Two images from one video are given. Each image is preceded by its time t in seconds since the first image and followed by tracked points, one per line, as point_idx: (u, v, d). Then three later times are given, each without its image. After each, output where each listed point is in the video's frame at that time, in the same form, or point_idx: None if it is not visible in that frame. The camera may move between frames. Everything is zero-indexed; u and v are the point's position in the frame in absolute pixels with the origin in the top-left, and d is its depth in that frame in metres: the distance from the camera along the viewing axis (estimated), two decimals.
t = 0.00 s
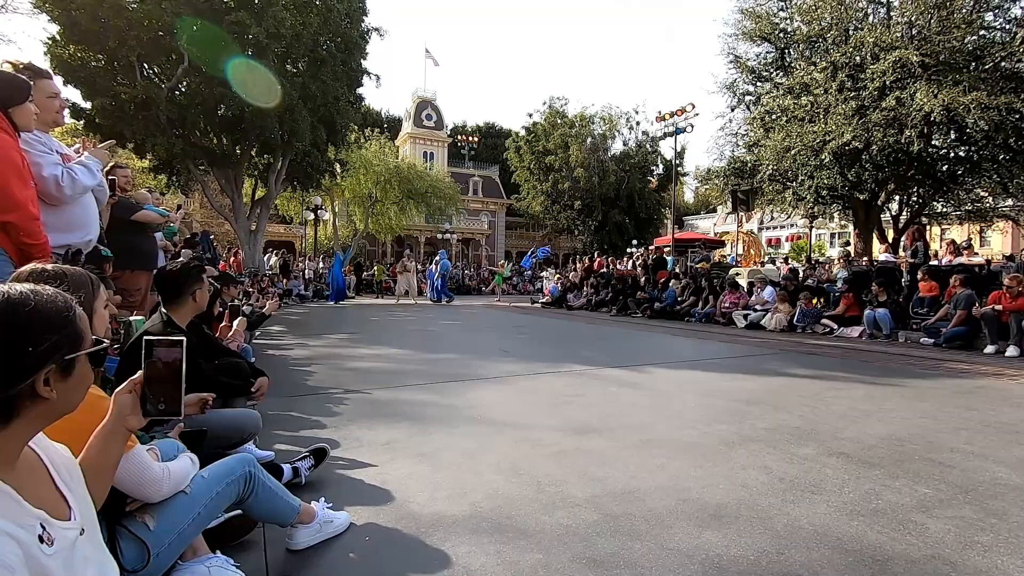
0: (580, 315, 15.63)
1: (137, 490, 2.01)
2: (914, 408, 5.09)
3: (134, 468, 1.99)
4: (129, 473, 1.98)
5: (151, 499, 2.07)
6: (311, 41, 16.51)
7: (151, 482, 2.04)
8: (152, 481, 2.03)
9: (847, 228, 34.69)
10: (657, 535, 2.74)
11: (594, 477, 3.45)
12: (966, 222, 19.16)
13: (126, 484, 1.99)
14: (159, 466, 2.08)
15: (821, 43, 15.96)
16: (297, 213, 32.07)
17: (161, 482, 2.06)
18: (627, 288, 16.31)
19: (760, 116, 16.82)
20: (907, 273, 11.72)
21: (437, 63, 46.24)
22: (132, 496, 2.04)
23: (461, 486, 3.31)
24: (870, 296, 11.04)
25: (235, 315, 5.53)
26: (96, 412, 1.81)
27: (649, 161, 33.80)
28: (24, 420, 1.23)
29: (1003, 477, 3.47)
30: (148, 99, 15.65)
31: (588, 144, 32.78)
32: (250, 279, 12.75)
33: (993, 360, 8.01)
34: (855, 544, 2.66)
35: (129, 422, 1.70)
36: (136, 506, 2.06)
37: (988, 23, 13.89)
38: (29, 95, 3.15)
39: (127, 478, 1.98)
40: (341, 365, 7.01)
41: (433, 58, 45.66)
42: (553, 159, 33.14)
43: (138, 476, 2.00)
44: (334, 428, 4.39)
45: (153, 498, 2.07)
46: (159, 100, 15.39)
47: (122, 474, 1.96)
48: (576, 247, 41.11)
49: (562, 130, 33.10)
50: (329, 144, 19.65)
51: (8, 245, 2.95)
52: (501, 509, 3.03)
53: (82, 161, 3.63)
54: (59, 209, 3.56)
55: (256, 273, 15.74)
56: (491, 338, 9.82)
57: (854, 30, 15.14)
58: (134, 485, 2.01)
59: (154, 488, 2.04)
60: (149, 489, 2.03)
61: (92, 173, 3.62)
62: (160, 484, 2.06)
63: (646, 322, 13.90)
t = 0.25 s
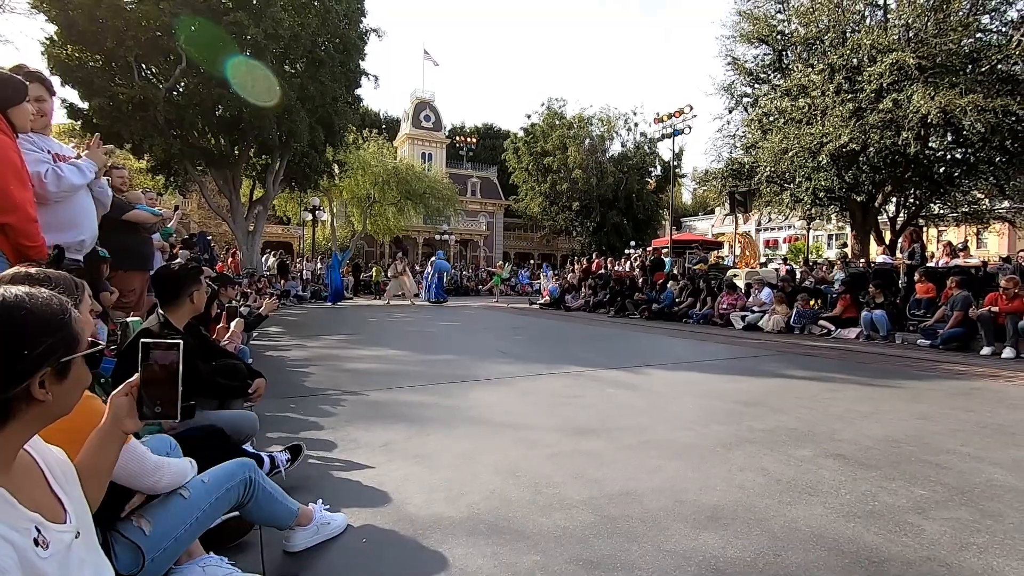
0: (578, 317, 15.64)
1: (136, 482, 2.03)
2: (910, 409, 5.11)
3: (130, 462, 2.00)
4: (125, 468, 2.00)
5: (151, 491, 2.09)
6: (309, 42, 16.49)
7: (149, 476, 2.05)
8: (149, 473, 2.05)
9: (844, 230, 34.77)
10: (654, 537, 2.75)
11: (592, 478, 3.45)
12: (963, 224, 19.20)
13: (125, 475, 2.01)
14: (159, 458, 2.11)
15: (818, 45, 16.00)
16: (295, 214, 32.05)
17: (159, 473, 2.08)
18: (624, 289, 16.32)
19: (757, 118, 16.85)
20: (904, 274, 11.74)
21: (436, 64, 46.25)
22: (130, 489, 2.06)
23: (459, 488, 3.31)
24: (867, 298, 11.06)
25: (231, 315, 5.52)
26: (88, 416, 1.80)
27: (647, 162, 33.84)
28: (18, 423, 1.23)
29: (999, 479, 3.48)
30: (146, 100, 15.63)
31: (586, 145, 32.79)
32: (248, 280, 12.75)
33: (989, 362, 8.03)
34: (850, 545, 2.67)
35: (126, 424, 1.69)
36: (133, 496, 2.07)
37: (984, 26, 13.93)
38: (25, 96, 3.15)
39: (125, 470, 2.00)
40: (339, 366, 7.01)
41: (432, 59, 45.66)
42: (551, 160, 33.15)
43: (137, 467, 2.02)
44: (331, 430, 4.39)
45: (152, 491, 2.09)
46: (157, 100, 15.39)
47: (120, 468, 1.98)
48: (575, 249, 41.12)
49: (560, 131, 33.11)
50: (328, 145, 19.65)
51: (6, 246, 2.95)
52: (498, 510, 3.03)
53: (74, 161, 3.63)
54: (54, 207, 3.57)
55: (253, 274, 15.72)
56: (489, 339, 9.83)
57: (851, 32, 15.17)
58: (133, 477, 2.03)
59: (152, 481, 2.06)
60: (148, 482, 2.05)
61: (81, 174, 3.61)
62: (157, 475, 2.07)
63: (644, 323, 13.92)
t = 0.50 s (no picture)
0: (576, 318, 15.65)
1: (137, 467, 2.11)
2: (909, 411, 5.11)
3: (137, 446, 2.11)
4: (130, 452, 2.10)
5: (152, 477, 2.16)
6: (308, 43, 16.48)
7: (152, 462, 2.14)
8: (153, 455, 2.14)
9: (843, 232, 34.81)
10: (653, 538, 2.75)
11: (591, 480, 3.46)
12: (962, 226, 19.22)
13: (127, 460, 2.09)
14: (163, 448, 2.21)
15: (816, 47, 16.03)
16: (294, 215, 32.03)
17: (164, 459, 2.17)
18: (623, 291, 16.31)
19: (756, 120, 16.87)
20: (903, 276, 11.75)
21: (436, 65, 46.27)
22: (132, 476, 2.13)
23: (458, 489, 3.31)
24: (865, 299, 11.08)
25: (230, 316, 5.52)
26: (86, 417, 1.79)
27: (646, 164, 33.85)
28: (16, 423, 1.23)
29: (997, 480, 3.49)
30: (145, 101, 15.62)
31: (585, 146, 32.79)
32: (246, 281, 12.74)
33: (987, 363, 8.03)
34: (849, 546, 2.68)
35: (124, 425, 1.69)
36: (136, 484, 2.13)
37: (982, 29, 13.96)
38: (26, 97, 3.16)
39: (130, 453, 2.09)
40: (338, 367, 7.01)
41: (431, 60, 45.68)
42: (550, 161, 33.16)
43: (140, 451, 2.12)
44: (330, 431, 4.39)
45: (153, 479, 2.16)
46: (156, 101, 15.38)
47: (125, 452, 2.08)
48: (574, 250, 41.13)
49: (559, 133, 33.11)
50: (327, 146, 19.64)
51: (7, 247, 2.95)
52: (498, 512, 3.03)
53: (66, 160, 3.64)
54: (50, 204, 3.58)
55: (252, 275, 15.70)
56: (488, 340, 9.84)
57: (850, 35, 15.19)
58: (134, 463, 2.11)
59: (155, 465, 2.15)
60: (150, 468, 2.14)
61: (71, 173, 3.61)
62: (162, 460, 2.16)
63: (642, 325, 13.92)
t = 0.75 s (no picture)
0: (575, 318, 15.65)
1: (143, 465, 2.12)
2: (907, 412, 5.11)
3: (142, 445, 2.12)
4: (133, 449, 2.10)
5: (158, 476, 2.17)
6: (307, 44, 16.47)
7: (157, 460, 2.15)
8: (158, 453, 2.14)
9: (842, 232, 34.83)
10: (651, 539, 2.75)
11: (590, 480, 3.46)
12: (961, 227, 19.24)
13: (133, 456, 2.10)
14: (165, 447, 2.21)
15: (815, 48, 16.04)
16: (293, 215, 32.02)
17: (169, 458, 2.18)
18: (622, 291, 16.32)
19: (755, 120, 16.89)
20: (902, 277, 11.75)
21: (435, 66, 46.28)
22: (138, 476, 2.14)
23: (457, 490, 3.31)
24: (864, 300, 11.09)
25: (229, 316, 5.51)
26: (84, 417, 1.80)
27: (646, 164, 33.87)
28: (13, 424, 1.23)
29: (996, 481, 3.49)
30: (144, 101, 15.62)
31: (584, 147, 32.79)
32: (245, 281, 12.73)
33: (986, 364, 8.04)
34: (848, 547, 2.67)
35: (120, 426, 1.70)
36: (140, 483, 2.13)
37: (980, 30, 13.98)
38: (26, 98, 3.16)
39: (135, 450, 2.10)
40: (337, 367, 7.01)
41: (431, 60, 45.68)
42: (549, 162, 33.16)
43: (146, 449, 2.13)
44: (329, 431, 4.38)
45: (158, 478, 2.17)
46: (155, 101, 15.38)
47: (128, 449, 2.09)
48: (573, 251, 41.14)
49: (558, 133, 33.11)
50: (326, 147, 19.62)
51: (10, 247, 2.94)
52: (496, 513, 3.02)
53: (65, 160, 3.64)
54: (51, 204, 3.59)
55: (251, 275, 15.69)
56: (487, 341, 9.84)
57: (848, 36, 15.22)
58: (139, 461, 2.11)
59: (160, 464, 2.15)
60: (155, 467, 2.15)
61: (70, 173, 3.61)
62: (167, 458, 2.17)
63: (641, 325, 13.93)
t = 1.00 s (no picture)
0: (575, 319, 15.65)
1: (147, 467, 2.11)
2: (908, 412, 5.11)
3: (147, 447, 2.10)
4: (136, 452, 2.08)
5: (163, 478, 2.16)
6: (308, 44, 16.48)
7: (161, 463, 2.13)
8: (162, 457, 2.13)
9: (842, 233, 34.83)
10: (651, 539, 2.74)
11: (590, 480, 3.46)
12: (960, 227, 19.25)
13: (137, 459, 2.09)
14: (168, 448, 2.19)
15: (815, 49, 16.04)
16: (293, 216, 32.03)
17: (172, 460, 2.17)
18: (622, 292, 16.32)
19: (755, 121, 16.89)
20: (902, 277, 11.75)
21: (435, 66, 46.31)
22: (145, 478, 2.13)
23: (457, 490, 3.31)
24: (864, 301, 11.09)
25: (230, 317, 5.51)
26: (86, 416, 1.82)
27: (646, 165, 33.86)
28: (15, 423, 1.23)
29: (996, 481, 3.48)
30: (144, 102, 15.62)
31: (584, 148, 32.79)
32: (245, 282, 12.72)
33: (986, 365, 8.04)
34: (848, 547, 2.67)
35: (120, 426, 1.70)
36: (145, 484, 2.13)
37: (980, 30, 13.98)
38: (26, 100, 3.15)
39: (139, 452, 2.09)
40: (337, 368, 7.00)
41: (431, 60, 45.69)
42: (549, 163, 33.17)
43: (150, 453, 2.10)
44: (328, 432, 4.38)
45: (163, 480, 2.16)
46: (155, 102, 15.39)
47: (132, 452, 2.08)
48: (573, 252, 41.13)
49: (558, 134, 33.12)
50: (326, 147, 19.62)
51: (14, 248, 2.94)
52: (496, 513, 3.02)
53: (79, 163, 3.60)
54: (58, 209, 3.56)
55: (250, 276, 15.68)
56: (487, 341, 9.84)
57: (848, 36, 15.22)
58: (143, 462, 2.10)
59: (164, 466, 2.14)
60: (158, 470, 2.13)
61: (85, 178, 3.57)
62: (170, 461, 2.16)
63: (641, 326, 13.92)
